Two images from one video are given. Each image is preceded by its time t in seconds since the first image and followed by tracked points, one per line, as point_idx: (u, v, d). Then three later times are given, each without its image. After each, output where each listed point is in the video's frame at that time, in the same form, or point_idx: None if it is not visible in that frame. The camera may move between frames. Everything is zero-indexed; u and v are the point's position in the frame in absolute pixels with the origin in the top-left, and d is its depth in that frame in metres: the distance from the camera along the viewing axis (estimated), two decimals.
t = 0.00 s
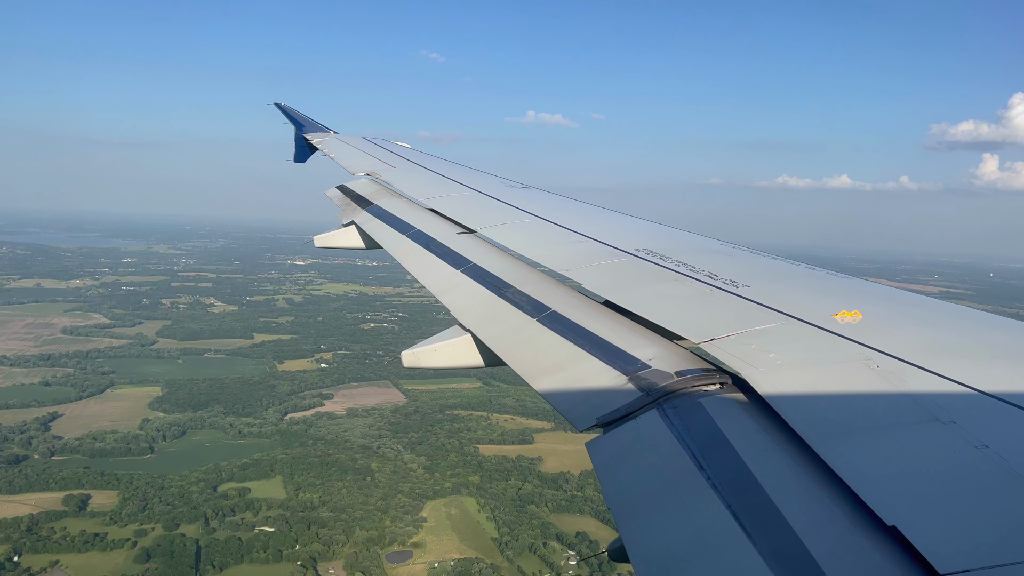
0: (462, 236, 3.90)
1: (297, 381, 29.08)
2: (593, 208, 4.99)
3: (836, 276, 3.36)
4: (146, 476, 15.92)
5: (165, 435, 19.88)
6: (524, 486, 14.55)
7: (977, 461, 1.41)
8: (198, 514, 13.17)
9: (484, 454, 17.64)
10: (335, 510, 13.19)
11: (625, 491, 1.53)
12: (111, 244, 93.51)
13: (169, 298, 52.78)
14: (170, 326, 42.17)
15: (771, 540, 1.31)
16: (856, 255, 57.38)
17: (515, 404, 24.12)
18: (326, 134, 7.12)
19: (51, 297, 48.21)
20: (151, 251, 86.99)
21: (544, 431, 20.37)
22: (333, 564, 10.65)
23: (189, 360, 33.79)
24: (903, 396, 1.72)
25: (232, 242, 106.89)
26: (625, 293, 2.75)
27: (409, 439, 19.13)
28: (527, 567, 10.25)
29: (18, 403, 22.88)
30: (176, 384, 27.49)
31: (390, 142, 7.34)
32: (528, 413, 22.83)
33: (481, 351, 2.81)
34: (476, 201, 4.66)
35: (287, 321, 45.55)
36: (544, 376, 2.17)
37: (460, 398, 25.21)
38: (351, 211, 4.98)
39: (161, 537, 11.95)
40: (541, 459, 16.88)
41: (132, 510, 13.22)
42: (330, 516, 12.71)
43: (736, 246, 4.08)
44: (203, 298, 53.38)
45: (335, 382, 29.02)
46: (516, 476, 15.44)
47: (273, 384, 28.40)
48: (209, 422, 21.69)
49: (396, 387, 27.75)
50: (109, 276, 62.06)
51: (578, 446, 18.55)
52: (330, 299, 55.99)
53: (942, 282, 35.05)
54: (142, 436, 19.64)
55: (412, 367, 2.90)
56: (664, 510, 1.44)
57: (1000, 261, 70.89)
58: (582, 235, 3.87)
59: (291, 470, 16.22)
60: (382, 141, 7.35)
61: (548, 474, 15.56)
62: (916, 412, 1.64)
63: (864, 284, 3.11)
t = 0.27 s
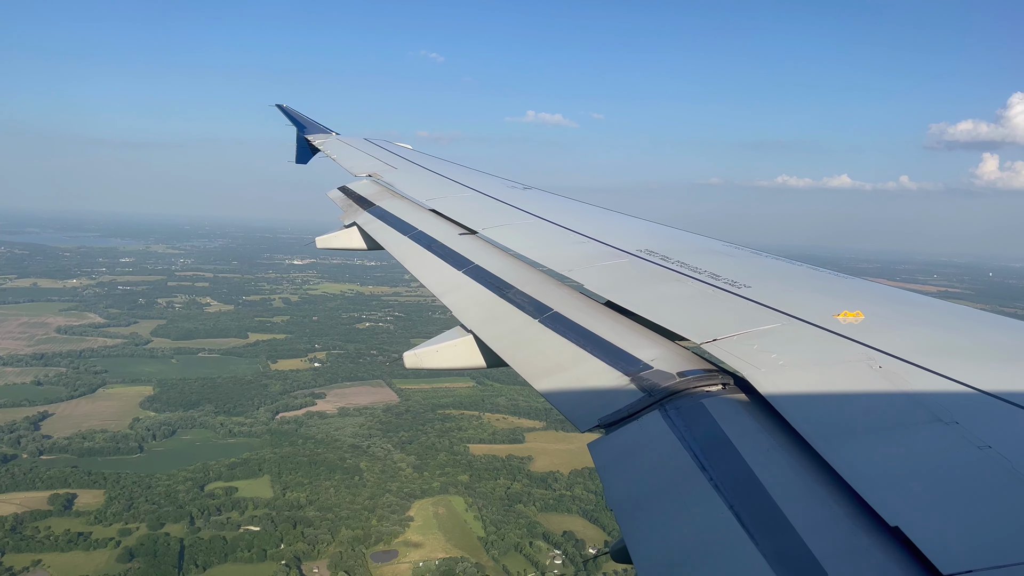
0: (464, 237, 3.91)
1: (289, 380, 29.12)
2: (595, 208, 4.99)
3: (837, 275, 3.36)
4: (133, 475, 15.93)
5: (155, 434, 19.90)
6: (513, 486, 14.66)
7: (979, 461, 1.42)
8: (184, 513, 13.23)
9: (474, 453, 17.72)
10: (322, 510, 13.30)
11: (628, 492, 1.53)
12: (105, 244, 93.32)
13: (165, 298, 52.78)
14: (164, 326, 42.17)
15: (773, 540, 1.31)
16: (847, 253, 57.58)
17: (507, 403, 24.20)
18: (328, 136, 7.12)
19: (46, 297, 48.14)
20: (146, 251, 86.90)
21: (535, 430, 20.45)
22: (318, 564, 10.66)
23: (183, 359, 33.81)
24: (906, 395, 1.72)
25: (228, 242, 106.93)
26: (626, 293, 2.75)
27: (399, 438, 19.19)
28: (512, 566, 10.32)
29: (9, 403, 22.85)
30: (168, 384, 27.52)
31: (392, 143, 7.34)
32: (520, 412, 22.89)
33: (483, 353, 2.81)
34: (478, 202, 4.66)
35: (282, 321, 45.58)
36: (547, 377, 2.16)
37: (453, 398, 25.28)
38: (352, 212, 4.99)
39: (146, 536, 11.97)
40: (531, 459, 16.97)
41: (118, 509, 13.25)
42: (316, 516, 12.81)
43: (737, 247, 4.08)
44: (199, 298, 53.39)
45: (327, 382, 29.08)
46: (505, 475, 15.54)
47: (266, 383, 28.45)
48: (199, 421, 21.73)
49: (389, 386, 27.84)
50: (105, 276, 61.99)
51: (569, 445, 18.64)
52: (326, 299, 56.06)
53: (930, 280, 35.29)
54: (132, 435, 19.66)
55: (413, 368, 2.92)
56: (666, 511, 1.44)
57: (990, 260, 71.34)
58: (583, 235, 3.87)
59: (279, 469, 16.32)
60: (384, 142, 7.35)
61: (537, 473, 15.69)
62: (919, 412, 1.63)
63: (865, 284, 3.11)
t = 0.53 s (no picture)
0: (464, 238, 3.91)
1: (281, 380, 29.19)
2: (596, 208, 5.00)
3: (838, 276, 3.36)
4: (119, 474, 15.96)
5: (144, 433, 19.92)
6: (501, 485, 14.70)
7: (981, 461, 1.41)
8: (168, 512, 13.27)
9: (464, 452, 17.76)
10: (307, 508, 13.41)
11: (629, 492, 1.53)
12: (100, 244, 93.21)
13: (160, 297, 52.76)
14: (159, 325, 42.15)
15: (775, 542, 1.31)
16: (837, 252, 57.84)
17: (499, 402, 24.24)
18: (329, 137, 7.12)
19: (41, 296, 48.10)
20: (140, 251, 86.84)
21: (526, 429, 20.50)
22: (301, 563, 10.67)
23: (175, 358, 33.83)
24: (907, 396, 1.72)
25: (224, 242, 106.93)
26: (627, 294, 2.75)
27: (389, 437, 19.26)
28: (496, 565, 10.32)
29: None
30: (159, 383, 27.54)
31: (393, 144, 7.36)
32: (511, 410, 22.93)
33: (483, 353, 2.82)
34: (479, 203, 4.67)
35: (277, 320, 45.64)
36: (548, 377, 2.16)
37: (445, 397, 25.32)
38: (353, 213, 4.99)
39: (129, 534, 12.00)
40: (520, 458, 17.04)
41: (102, 508, 13.27)
42: (301, 515, 12.89)
43: (738, 247, 4.08)
44: (193, 297, 53.37)
45: (319, 381, 29.16)
46: (493, 474, 15.59)
47: (257, 382, 28.50)
48: (189, 421, 21.76)
49: (381, 386, 27.98)
50: (99, 275, 61.94)
51: (560, 444, 18.68)
52: (321, 298, 56.12)
53: (918, 278, 35.45)
54: (121, 434, 19.67)
55: (414, 368, 2.92)
56: (669, 511, 1.44)
57: (981, 259, 71.60)
58: (584, 236, 3.87)
59: (266, 468, 16.40)
60: (385, 143, 7.35)
61: (525, 472, 15.76)
62: (920, 412, 1.64)
63: (866, 284, 3.11)
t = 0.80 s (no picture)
0: (465, 238, 3.91)
1: (272, 378, 29.22)
2: (596, 208, 5.00)
3: (839, 275, 3.36)
4: (104, 472, 15.95)
5: (133, 431, 19.91)
6: (488, 484, 14.73)
7: (981, 461, 1.41)
8: (152, 511, 13.28)
9: (453, 450, 17.80)
10: (292, 507, 13.50)
11: (631, 493, 1.53)
12: (95, 243, 93.00)
13: (155, 296, 52.71)
14: (152, 324, 42.10)
15: (777, 542, 1.31)
16: (826, 251, 58.08)
17: (490, 401, 24.29)
18: (329, 137, 7.12)
19: (34, 295, 48.00)
20: (135, 250, 86.72)
21: (516, 427, 20.55)
22: (284, 561, 10.73)
23: (168, 357, 33.81)
24: (908, 396, 1.72)
25: (220, 241, 106.87)
26: (628, 294, 2.75)
27: (378, 436, 19.33)
28: (479, 564, 10.29)
29: None
30: (150, 382, 27.52)
31: (394, 145, 7.36)
32: (502, 408, 22.98)
33: (484, 353, 2.82)
34: (479, 203, 4.67)
35: (271, 319, 45.64)
36: (548, 377, 2.16)
37: (437, 396, 25.37)
38: (353, 213, 4.98)
39: (112, 533, 12.01)
40: (509, 456, 17.13)
41: (86, 506, 13.26)
42: (286, 514, 12.96)
43: (739, 247, 4.08)
44: (188, 296, 53.31)
45: (311, 380, 29.24)
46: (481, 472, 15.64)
47: (248, 381, 28.54)
48: (178, 419, 21.76)
49: (373, 384, 28.09)
50: (93, 274, 61.85)
51: (549, 442, 18.71)
52: (315, 297, 56.14)
53: (906, 276, 35.63)
54: (109, 432, 19.66)
55: (415, 369, 2.92)
56: (670, 512, 1.44)
57: (971, 258, 71.94)
58: (584, 236, 3.87)
59: (254, 467, 16.46)
60: (385, 143, 7.34)
61: (513, 470, 15.84)
62: (922, 412, 1.63)
63: (866, 284, 3.11)
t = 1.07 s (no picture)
0: (465, 238, 3.91)
1: (262, 377, 29.23)
2: (596, 208, 5.00)
3: (839, 275, 3.36)
4: (89, 470, 15.94)
5: (120, 430, 19.90)
6: (474, 482, 14.70)
7: (982, 462, 1.42)
8: (135, 509, 13.28)
9: (441, 448, 17.83)
10: (275, 506, 13.57)
11: (632, 494, 1.53)
12: (90, 241, 92.93)
13: (149, 295, 52.65)
14: (145, 323, 42.03)
15: (777, 542, 1.31)
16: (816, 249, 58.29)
17: (481, 399, 24.32)
18: (330, 137, 7.11)
19: (27, 293, 47.87)
20: (129, 248, 86.55)
21: (506, 426, 20.58)
22: (265, 560, 10.74)
23: (159, 355, 33.80)
24: (909, 396, 1.72)
25: (216, 240, 106.87)
26: (628, 294, 2.75)
27: (366, 435, 19.38)
28: (462, 563, 10.23)
29: None
30: (140, 380, 27.51)
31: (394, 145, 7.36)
32: (493, 407, 23.00)
33: (484, 354, 2.81)
34: (479, 203, 4.67)
35: (264, 317, 45.65)
36: (548, 378, 2.16)
37: (428, 394, 25.43)
38: (353, 214, 4.98)
39: (94, 531, 12.01)
40: (497, 455, 17.20)
41: (69, 505, 13.24)
42: (269, 512, 13.00)
43: (739, 248, 4.08)
44: (182, 295, 53.26)
45: (302, 379, 29.29)
46: (468, 471, 15.67)
47: (238, 380, 28.56)
48: (167, 418, 21.76)
49: (364, 383, 28.18)
50: (87, 272, 61.75)
51: (539, 440, 18.72)
52: (310, 295, 56.17)
53: (894, 274, 35.70)
54: (97, 431, 19.64)
55: (415, 369, 2.92)
56: (671, 512, 1.44)
57: (963, 257, 72.19)
58: (585, 236, 3.87)
59: (240, 466, 16.51)
60: (386, 143, 7.35)
61: (501, 470, 15.88)
62: (923, 413, 1.63)
63: (867, 284, 3.11)
